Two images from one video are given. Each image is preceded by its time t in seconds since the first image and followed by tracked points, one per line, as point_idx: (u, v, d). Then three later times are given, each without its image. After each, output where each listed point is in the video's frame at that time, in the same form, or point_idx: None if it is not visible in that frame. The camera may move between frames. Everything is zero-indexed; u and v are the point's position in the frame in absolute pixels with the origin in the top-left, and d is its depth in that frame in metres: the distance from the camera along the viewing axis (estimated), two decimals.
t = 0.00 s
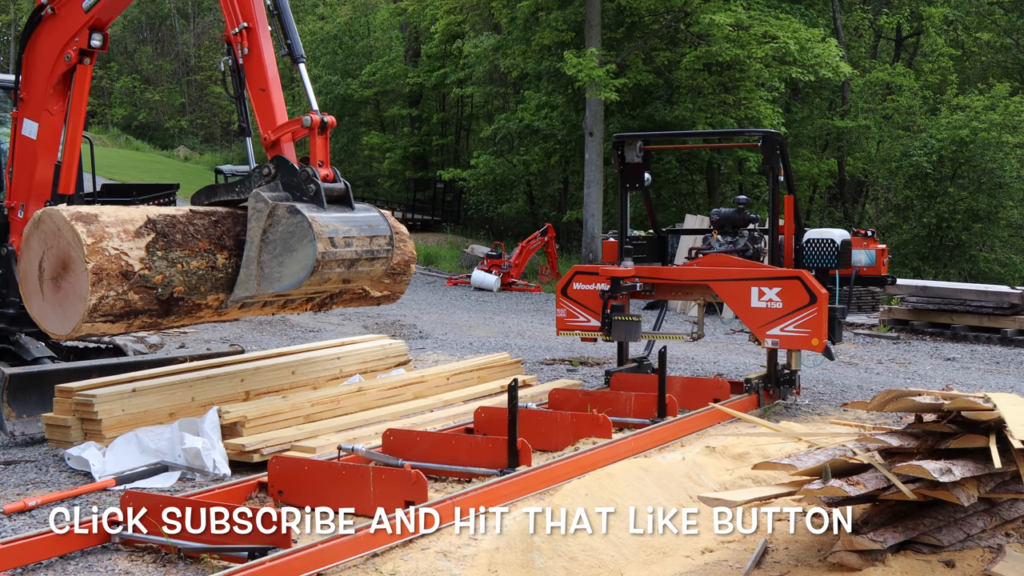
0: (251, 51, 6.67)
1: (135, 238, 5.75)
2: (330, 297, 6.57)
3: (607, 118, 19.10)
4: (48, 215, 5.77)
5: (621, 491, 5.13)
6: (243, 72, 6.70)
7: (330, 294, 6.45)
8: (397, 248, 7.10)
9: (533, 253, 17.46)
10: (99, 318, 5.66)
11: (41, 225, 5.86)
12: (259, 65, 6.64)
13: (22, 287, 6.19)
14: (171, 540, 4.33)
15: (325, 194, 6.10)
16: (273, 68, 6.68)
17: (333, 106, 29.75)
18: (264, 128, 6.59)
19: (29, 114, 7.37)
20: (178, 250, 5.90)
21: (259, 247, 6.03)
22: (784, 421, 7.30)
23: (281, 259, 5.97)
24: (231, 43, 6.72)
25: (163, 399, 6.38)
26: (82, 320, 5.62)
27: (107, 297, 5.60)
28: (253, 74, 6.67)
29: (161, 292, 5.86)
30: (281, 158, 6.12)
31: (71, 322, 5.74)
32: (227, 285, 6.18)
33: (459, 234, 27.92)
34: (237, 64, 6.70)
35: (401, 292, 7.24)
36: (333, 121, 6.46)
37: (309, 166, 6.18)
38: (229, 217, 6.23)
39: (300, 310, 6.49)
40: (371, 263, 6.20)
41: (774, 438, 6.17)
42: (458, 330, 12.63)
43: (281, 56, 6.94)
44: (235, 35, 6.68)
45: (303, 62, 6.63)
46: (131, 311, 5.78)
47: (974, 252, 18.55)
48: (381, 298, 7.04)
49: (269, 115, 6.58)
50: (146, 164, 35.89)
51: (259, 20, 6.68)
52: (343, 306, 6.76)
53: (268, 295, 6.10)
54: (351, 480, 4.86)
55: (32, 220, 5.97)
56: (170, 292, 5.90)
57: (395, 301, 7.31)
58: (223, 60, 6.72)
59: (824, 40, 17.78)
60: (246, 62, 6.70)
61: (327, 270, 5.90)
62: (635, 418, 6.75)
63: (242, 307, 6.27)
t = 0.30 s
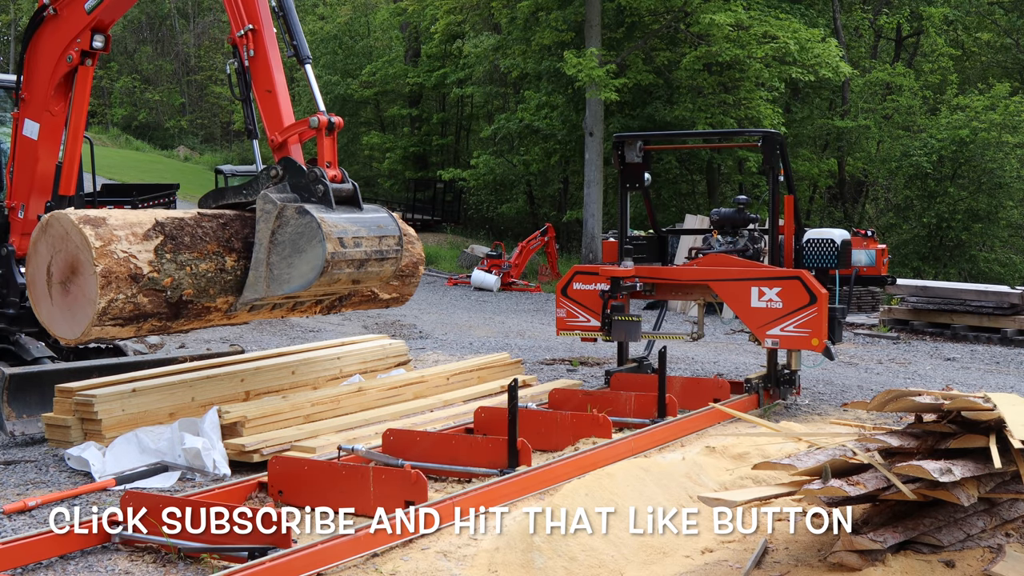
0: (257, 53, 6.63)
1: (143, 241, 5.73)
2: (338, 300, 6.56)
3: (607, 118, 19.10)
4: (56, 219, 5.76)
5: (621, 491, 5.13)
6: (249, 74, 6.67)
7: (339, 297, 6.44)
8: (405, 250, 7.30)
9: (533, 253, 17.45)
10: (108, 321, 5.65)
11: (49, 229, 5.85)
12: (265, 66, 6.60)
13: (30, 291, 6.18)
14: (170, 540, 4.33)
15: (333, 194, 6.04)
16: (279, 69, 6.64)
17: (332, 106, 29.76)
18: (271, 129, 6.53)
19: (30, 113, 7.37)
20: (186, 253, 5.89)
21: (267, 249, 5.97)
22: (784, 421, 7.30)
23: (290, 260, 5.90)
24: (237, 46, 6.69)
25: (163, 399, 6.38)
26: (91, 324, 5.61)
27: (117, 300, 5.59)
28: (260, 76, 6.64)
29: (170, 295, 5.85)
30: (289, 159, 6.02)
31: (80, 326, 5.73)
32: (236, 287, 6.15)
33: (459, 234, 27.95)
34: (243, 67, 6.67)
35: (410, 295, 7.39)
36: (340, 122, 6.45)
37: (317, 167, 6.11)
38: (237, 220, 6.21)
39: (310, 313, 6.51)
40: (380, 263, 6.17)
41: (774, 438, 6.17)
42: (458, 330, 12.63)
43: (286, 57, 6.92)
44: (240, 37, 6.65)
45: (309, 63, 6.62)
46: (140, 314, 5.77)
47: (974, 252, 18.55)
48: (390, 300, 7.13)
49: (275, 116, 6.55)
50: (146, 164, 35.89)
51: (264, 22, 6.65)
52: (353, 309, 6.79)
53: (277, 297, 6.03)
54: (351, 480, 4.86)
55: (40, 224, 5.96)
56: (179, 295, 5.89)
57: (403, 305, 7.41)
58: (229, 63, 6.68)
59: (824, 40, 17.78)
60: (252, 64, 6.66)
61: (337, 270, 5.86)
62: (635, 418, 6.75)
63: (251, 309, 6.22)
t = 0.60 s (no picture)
0: (261, 53, 6.62)
1: (151, 241, 5.69)
2: (346, 300, 6.61)
3: (607, 118, 19.10)
4: (63, 220, 5.70)
5: (621, 491, 5.13)
6: (254, 74, 6.66)
7: (347, 296, 6.48)
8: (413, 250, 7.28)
9: (533, 253, 17.45)
10: (117, 322, 5.61)
11: (55, 231, 5.79)
12: (270, 66, 6.58)
13: (37, 295, 6.11)
14: (171, 540, 4.33)
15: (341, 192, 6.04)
16: (284, 69, 6.63)
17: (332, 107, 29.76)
18: (276, 129, 6.51)
19: (30, 113, 7.37)
20: (194, 253, 5.85)
21: (276, 248, 5.95)
22: (784, 421, 7.30)
23: (299, 259, 5.89)
24: (241, 46, 6.68)
25: (163, 399, 6.38)
26: (100, 325, 5.56)
27: (125, 300, 5.55)
28: (264, 76, 6.62)
29: (179, 296, 5.82)
30: (296, 157, 6.01)
31: (89, 328, 5.67)
32: (244, 287, 6.13)
33: (459, 234, 28.02)
34: (248, 66, 6.66)
35: (418, 295, 7.35)
36: (346, 119, 6.43)
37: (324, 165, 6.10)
38: (245, 220, 6.19)
39: (319, 313, 6.53)
40: (389, 260, 6.16)
41: (774, 438, 6.17)
42: (458, 330, 12.63)
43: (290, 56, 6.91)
44: (244, 38, 6.63)
45: (314, 62, 6.61)
46: (149, 315, 5.73)
47: (974, 252, 18.56)
48: (399, 301, 7.13)
49: (281, 116, 6.52)
50: (146, 164, 35.90)
51: (268, 22, 6.64)
52: (361, 310, 6.84)
53: (286, 296, 6.03)
54: (351, 481, 4.86)
55: (46, 226, 5.90)
56: (188, 295, 5.86)
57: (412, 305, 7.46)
58: (233, 63, 6.67)
59: (824, 40, 17.78)
60: (256, 64, 6.65)
61: (345, 268, 5.84)
62: (635, 418, 6.75)
63: (260, 309, 6.21)
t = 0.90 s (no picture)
0: (266, 55, 6.59)
1: (158, 244, 5.67)
2: (354, 302, 6.66)
3: (607, 118, 19.10)
4: (70, 224, 5.69)
5: (621, 492, 5.13)
6: (259, 76, 6.60)
7: (355, 299, 6.50)
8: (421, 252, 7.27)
9: (533, 253, 17.44)
10: (125, 325, 5.58)
11: (62, 234, 5.77)
12: (275, 68, 6.55)
13: (44, 299, 6.09)
14: (170, 540, 4.33)
15: (348, 194, 6.04)
16: (290, 71, 6.60)
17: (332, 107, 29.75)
18: (282, 130, 6.50)
19: (30, 114, 7.37)
20: (202, 255, 5.83)
21: (283, 250, 5.94)
22: (784, 421, 7.30)
23: (307, 260, 5.88)
24: (245, 48, 6.63)
25: (162, 399, 6.37)
26: (108, 328, 5.53)
27: (133, 303, 5.53)
28: (270, 78, 6.58)
29: (187, 298, 5.79)
30: (302, 159, 6.03)
31: (97, 332, 5.64)
32: (253, 290, 6.10)
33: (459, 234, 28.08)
34: (252, 69, 6.59)
35: (425, 296, 7.44)
36: (352, 120, 6.46)
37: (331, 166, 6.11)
38: (251, 222, 6.15)
39: (327, 316, 6.54)
40: (397, 261, 6.14)
41: (774, 438, 6.17)
42: (458, 330, 12.63)
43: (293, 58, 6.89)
44: (249, 40, 6.59)
45: (320, 63, 6.61)
46: (157, 318, 5.71)
47: (974, 252, 18.56)
48: (406, 303, 7.24)
49: (287, 118, 6.52)
50: (146, 164, 35.90)
51: (273, 24, 6.61)
52: (370, 311, 6.92)
53: (295, 298, 6.00)
54: (351, 481, 4.86)
55: (53, 230, 5.89)
56: (196, 298, 5.83)
57: (420, 306, 7.54)
58: (237, 66, 6.59)
59: (824, 40, 17.78)
60: (262, 66, 6.60)
61: (354, 269, 5.82)
62: (635, 418, 6.75)
63: (267, 312, 6.21)
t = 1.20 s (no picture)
0: (271, 55, 6.59)
1: (166, 245, 5.67)
2: (361, 303, 6.69)
3: (607, 118, 19.10)
4: (76, 225, 5.67)
5: (621, 492, 5.13)
6: (263, 77, 6.61)
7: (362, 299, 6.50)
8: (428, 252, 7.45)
9: (533, 253, 17.43)
10: (134, 327, 5.56)
11: (69, 236, 5.76)
12: (279, 68, 6.55)
13: (51, 303, 6.07)
14: (170, 540, 4.33)
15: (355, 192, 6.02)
16: (294, 71, 6.60)
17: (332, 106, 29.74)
18: (288, 130, 6.49)
19: (31, 114, 7.38)
20: (209, 256, 5.82)
21: (291, 249, 5.92)
22: (784, 421, 7.30)
23: (315, 258, 5.84)
24: (250, 49, 6.64)
25: (162, 399, 6.37)
26: (117, 330, 5.51)
27: (141, 304, 5.51)
28: (274, 78, 6.59)
29: (194, 299, 5.78)
30: (308, 158, 6.02)
31: (104, 333, 5.61)
32: (260, 290, 6.09)
33: (458, 234, 28.52)
34: (258, 69, 6.61)
35: (433, 297, 7.51)
36: (358, 119, 6.44)
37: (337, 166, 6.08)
38: (258, 223, 6.16)
39: (335, 317, 6.54)
40: (405, 259, 6.12)
41: (774, 438, 6.17)
42: (458, 330, 12.63)
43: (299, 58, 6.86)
44: (253, 41, 6.60)
45: (324, 62, 6.59)
46: (165, 319, 5.69)
47: (974, 252, 18.56)
48: (413, 303, 7.30)
49: (292, 118, 6.50)
50: (146, 164, 35.89)
51: (277, 24, 6.60)
52: (377, 312, 7.00)
53: (303, 297, 5.97)
54: (352, 481, 4.86)
55: (60, 233, 5.87)
56: (204, 298, 5.82)
57: (427, 308, 7.60)
58: (242, 67, 6.62)
59: (824, 40, 17.78)
60: (266, 67, 6.61)
61: (362, 267, 5.79)
62: (635, 418, 6.75)
63: (275, 312, 6.17)
